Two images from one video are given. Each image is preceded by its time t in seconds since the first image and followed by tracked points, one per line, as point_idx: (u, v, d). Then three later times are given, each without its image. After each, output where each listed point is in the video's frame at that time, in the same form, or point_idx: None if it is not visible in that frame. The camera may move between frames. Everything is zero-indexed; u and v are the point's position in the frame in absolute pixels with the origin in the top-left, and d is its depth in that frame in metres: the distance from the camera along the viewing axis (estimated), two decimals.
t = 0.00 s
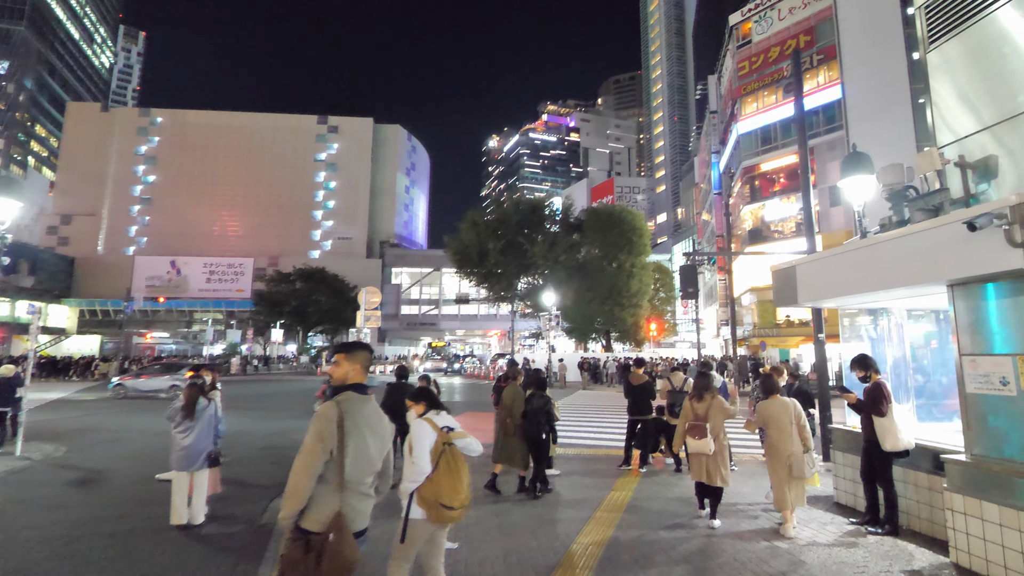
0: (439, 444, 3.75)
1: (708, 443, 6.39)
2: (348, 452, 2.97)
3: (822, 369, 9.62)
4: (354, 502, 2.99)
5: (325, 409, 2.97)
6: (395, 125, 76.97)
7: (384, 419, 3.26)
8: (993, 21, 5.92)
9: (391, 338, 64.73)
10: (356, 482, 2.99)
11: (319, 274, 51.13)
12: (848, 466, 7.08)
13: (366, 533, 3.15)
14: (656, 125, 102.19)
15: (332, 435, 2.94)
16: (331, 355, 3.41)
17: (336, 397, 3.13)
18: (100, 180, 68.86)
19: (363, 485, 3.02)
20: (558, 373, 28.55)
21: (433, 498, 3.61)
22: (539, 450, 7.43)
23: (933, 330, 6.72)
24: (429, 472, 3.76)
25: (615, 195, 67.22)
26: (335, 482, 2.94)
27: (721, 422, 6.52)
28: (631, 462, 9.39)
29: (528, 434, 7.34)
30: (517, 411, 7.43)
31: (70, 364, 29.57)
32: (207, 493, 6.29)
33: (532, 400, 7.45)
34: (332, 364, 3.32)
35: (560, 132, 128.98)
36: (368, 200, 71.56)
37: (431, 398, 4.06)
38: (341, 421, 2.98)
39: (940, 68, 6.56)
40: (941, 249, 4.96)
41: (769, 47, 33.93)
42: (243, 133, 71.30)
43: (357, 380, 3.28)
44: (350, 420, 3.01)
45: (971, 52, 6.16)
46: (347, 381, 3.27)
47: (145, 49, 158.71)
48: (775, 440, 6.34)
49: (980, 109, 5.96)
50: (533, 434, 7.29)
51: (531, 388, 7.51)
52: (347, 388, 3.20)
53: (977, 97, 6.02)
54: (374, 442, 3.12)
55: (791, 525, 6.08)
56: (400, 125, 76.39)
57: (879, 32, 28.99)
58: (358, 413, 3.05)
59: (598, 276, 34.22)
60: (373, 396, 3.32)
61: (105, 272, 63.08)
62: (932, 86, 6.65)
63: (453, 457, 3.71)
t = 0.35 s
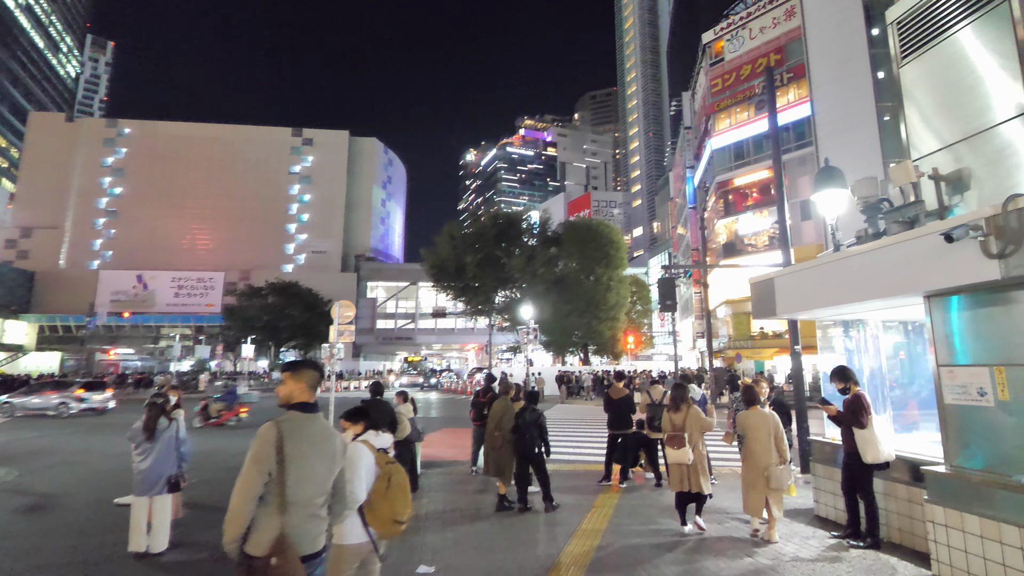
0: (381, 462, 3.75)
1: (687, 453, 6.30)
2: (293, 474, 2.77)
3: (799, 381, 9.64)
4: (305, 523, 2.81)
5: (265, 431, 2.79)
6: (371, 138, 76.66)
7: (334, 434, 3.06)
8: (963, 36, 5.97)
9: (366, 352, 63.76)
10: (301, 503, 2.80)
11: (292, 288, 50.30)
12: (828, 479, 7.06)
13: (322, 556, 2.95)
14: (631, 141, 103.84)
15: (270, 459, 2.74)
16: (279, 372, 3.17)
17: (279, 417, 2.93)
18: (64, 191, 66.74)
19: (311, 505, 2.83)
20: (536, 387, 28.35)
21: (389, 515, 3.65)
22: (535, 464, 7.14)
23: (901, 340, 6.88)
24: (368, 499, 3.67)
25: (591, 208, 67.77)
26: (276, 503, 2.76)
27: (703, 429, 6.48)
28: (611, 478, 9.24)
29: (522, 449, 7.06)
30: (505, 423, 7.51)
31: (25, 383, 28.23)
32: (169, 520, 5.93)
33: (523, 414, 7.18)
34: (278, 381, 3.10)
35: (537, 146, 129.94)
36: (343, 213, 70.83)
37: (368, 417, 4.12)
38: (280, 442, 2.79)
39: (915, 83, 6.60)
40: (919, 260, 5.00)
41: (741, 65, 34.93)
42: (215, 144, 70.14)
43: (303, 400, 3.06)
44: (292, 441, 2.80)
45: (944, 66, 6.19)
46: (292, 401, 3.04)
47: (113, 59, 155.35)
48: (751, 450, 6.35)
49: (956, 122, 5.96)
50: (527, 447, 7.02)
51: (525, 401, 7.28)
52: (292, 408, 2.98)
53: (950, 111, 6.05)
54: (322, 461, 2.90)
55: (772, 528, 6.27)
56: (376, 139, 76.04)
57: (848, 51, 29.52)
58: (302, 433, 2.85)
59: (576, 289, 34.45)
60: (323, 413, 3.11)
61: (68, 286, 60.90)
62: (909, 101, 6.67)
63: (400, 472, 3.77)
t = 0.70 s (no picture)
0: (323, 485, 3.85)
1: (667, 467, 6.23)
2: (207, 509, 2.71)
3: (768, 391, 9.72)
4: (220, 559, 2.73)
5: (179, 465, 2.73)
6: (339, 150, 75.86)
7: (261, 463, 2.99)
8: (917, 60, 5.98)
9: (332, 368, 62.29)
10: (216, 539, 2.73)
11: (254, 303, 49.02)
12: (801, 491, 7.08)
13: None
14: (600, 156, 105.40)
15: (181, 497, 2.69)
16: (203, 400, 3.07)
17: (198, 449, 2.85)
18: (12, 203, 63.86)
19: (230, 541, 2.76)
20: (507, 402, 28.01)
21: (331, 538, 3.75)
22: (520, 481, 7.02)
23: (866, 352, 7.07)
24: (310, 519, 3.78)
25: (561, 222, 68.24)
26: (186, 541, 2.70)
27: (683, 441, 6.45)
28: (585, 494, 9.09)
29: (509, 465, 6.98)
30: (488, 442, 7.25)
31: None
32: (122, 553, 5.53)
33: (511, 429, 7.05)
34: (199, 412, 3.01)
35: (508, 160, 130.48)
36: (309, 227, 69.56)
37: (314, 436, 4.11)
38: (194, 477, 2.74)
39: (871, 106, 6.58)
40: (888, 273, 5.08)
41: (706, 83, 36.05)
42: (176, 155, 68.26)
43: (225, 430, 2.97)
44: (207, 477, 2.75)
45: (899, 88, 6.17)
46: (213, 431, 2.96)
47: (68, 67, 150.25)
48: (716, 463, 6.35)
49: (912, 144, 5.93)
50: (516, 464, 6.96)
51: (513, 417, 7.14)
52: (211, 439, 2.90)
53: (907, 133, 6.00)
54: (242, 494, 2.82)
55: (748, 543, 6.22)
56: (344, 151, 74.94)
57: (807, 73, 31.09)
58: (219, 468, 2.79)
59: (547, 302, 34.26)
60: (246, 443, 3.04)
61: (14, 302, 57.97)
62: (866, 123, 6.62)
63: (340, 493, 3.87)
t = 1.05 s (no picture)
0: (265, 510, 3.52)
1: (646, 481, 6.29)
2: (120, 535, 2.55)
3: (734, 407, 9.80)
4: None
5: (91, 486, 2.55)
6: (305, 165, 74.77)
7: (175, 485, 2.87)
8: (871, 89, 6.21)
9: (293, 388, 60.51)
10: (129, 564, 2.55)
11: (213, 320, 47.68)
12: (769, 507, 7.14)
13: None
14: (567, 176, 106.85)
15: (93, 521, 2.52)
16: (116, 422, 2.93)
17: (110, 471, 2.69)
18: None
19: (142, 565, 2.58)
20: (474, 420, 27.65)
21: (269, 566, 3.42)
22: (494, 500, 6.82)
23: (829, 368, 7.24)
24: (250, 553, 3.41)
25: (529, 240, 68.73)
26: (96, 567, 2.49)
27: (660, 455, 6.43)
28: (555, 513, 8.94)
29: (486, 484, 6.81)
30: (463, 461, 7.08)
31: None
32: None
33: (485, 448, 6.94)
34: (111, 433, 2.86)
35: (475, 178, 131.04)
36: (271, 242, 68.02)
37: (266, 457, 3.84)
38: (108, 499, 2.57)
39: (831, 131, 6.78)
40: (850, 291, 5.23)
41: (671, 105, 37.00)
42: (132, 167, 66.00)
43: (139, 451, 2.83)
44: (121, 498, 2.59)
45: (858, 114, 6.37)
46: (126, 452, 2.81)
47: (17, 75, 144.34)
48: (684, 479, 6.29)
49: (868, 169, 6.17)
50: (492, 484, 6.76)
51: (488, 435, 7.02)
52: (125, 460, 2.75)
53: (866, 157, 6.21)
54: (157, 520, 2.66)
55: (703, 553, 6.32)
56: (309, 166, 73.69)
57: (766, 101, 32.58)
58: (135, 490, 2.64)
59: (514, 320, 34.24)
60: (162, 465, 2.90)
61: None
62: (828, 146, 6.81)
63: (283, 517, 3.55)
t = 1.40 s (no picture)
0: (203, 533, 3.23)
1: (614, 505, 6.35)
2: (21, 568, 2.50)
3: (700, 433, 9.85)
4: None
5: None
6: (270, 182, 73.46)
7: (82, 519, 2.81)
8: (830, 128, 6.49)
9: (249, 411, 58.30)
10: None
11: (167, 338, 45.56)
12: (733, 533, 7.18)
13: None
14: (535, 200, 108.03)
15: None
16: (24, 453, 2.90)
17: (13, 504, 2.63)
18: None
19: None
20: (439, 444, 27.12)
21: None
22: (459, 526, 6.66)
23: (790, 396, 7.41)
24: None
25: (496, 264, 68.93)
26: None
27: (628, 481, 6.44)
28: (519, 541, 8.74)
29: (452, 513, 6.64)
30: (432, 486, 6.77)
31: None
32: None
33: (451, 475, 6.73)
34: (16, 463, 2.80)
35: (444, 200, 131.05)
36: (231, 259, 66.18)
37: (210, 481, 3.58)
38: (9, 533, 2.54)
39: (792, 165, 7.02)
40: (814, 319, 5.38)
41: (638, 135, 38.04)
42: (87, 177, 63.50)
43: (45, 482, 2.80)
44: (25, 530, 2.57)
45: (818, 149, 6.62)
46: (29, 483, 2.76)
47: None
48: (647, 506, 6.26)
49: (829, 202, 6.40)
50: (458, 511, 6.60)
51: (454, 461, 6.85)
52: (29, 492, 2.71)
53: (827, 190, 6.44)
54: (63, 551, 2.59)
55: None
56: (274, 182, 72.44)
57: (729, 134, 33.79)
58: (38, 523, 2.60)
59: (480, 343, 34.09)
60: (69, 498, 2.84)
61: None
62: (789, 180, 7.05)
63: (222, 542, 3.25)
